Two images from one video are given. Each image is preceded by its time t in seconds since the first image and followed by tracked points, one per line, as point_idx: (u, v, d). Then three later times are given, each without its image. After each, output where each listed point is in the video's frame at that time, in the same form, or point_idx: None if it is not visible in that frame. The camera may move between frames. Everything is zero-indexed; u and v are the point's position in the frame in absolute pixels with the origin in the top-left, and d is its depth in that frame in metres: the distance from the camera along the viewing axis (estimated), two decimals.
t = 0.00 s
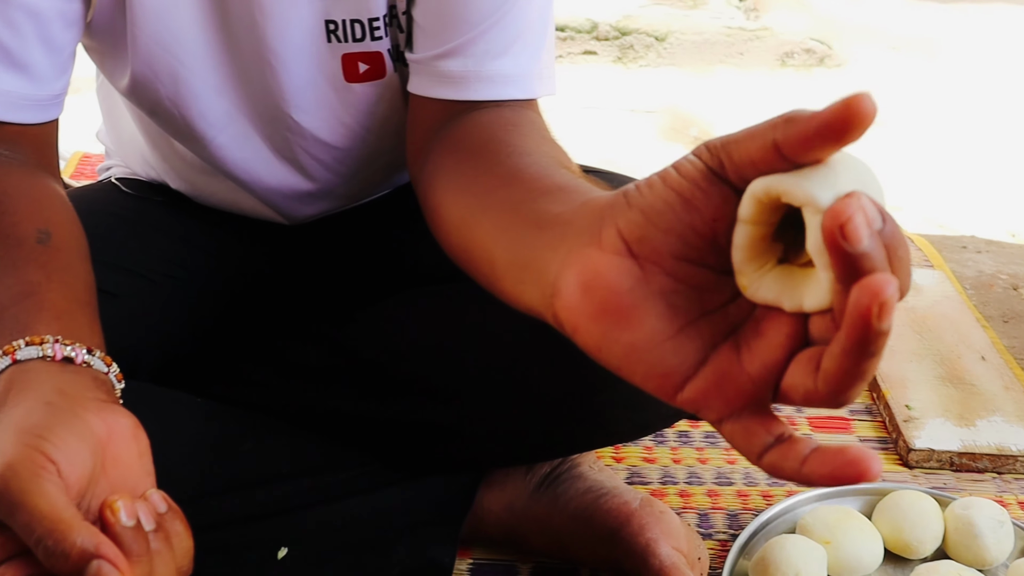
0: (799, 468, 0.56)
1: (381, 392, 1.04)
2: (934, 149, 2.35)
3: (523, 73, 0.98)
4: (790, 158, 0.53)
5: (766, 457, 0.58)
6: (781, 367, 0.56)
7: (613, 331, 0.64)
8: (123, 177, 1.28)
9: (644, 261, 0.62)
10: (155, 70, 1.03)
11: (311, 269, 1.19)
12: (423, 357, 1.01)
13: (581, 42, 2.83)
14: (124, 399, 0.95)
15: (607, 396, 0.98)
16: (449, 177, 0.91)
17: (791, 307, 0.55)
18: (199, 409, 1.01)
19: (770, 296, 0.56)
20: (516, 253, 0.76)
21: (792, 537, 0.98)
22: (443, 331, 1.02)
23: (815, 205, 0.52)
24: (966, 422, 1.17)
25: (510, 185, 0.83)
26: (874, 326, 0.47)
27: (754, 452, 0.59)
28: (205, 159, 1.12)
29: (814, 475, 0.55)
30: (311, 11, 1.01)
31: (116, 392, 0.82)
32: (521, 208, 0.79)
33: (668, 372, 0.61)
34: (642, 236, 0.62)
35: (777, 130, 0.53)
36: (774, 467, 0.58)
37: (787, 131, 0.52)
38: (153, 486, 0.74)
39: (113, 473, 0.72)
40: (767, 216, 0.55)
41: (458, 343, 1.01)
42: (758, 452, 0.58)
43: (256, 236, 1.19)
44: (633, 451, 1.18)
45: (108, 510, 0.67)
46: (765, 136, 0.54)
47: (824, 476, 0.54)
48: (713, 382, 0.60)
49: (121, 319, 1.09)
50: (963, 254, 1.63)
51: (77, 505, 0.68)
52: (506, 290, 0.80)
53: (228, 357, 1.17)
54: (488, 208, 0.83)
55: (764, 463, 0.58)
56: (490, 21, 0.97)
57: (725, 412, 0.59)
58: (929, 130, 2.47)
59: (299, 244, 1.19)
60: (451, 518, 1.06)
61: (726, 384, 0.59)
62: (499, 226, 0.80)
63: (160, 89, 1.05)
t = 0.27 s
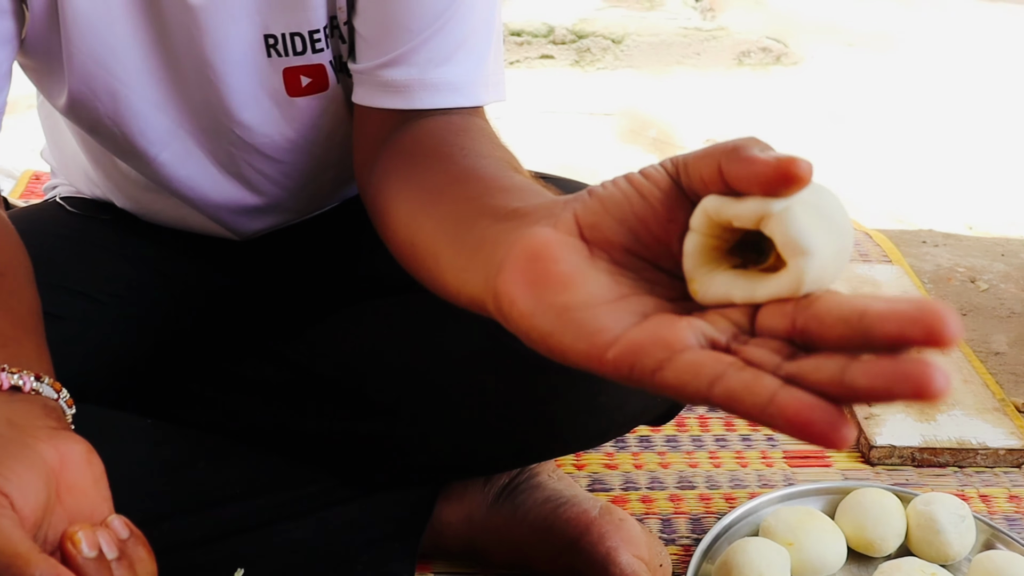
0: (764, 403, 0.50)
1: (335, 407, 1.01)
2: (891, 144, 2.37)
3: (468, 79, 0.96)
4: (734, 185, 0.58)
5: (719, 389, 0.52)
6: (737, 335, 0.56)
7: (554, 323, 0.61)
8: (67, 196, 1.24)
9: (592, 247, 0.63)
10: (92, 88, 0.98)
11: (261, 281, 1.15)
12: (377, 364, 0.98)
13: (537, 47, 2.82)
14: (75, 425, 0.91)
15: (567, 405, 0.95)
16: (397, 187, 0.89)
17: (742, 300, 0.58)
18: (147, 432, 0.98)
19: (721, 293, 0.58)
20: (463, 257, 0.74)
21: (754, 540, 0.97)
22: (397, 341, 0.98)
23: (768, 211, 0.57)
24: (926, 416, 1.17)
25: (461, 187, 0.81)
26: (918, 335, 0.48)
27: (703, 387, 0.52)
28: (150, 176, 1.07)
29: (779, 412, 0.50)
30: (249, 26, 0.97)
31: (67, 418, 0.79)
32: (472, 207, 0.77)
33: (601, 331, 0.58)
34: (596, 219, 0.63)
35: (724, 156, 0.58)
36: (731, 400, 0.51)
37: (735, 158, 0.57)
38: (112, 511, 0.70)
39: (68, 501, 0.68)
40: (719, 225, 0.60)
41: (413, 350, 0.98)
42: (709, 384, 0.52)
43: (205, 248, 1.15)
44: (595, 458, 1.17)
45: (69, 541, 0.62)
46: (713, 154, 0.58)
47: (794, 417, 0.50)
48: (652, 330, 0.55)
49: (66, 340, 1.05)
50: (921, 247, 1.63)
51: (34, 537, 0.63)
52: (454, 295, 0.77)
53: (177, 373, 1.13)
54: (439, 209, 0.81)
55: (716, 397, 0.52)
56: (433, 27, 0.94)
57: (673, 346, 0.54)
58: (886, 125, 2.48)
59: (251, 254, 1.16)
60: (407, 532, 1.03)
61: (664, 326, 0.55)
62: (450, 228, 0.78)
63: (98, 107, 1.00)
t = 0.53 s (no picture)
0: (820, 336, 0.43)
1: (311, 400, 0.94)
2: (873, 120, 2.34)
3: (439, 60, 0.89)
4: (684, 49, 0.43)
5: (770, 323, 0.44)
6: (756, 246, 0.44)
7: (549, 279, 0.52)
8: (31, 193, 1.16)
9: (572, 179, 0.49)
10: (46, 81, 0.90)
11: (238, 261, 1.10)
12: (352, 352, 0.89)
13: (513, 29, 2.76)
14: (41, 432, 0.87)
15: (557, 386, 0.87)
16: (368, 163, 0.80)
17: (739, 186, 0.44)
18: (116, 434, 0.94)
19: (715, 183, 0.45)
20: (448, 216, 0.64)
21: (747, 521, 0.94)
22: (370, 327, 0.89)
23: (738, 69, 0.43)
24: (919, 390, 1.14)
25: (433, 146, 0.73)
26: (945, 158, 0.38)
27: (751, 323, 0.44)
28: (112, 170, 1.00)
29: (839, 342, 0.43)
30: (211, 12, 0.90)
31: (34, 423, 0.75)
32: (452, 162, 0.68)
33: (626, 267, 0.47)
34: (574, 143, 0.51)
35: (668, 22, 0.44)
36: (784, 335, 0.44)
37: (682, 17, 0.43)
38: (86, 518, 0.67)
39: (39, 509, 0.64)
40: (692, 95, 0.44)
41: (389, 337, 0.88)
42: (757, 322, 0.44)
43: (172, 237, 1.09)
44: (582, 442, 1.13)
45: (43, 554, 0.58)
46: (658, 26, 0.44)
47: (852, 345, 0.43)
48: (684, 258, 0.44)
49: (29, 341, 1.01)
50: (907, 221, 1.61)
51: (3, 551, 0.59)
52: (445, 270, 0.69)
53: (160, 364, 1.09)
54: (413, 175, 0.72)
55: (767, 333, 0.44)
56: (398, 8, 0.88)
57: (710, 281, 0.44)
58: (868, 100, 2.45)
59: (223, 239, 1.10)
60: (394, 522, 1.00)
61: (701, 252, 0.44)
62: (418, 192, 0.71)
63: (53, 101, 0.92)
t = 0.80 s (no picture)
0: (854, 241, 0.44)
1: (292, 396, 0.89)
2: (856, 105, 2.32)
3: (421, 47, 0.86)
4: None
5: (806, 227, 0.44)
6: (795, 146, 0.48)
7: (569, 194, 0.51)
8: None
9: (598, 86, 0.52)
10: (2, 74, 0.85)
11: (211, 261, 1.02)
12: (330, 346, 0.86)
13: (490, 18, 2.71)
14: (6, 442, 0.83)
15: (545, 382, 0.82)
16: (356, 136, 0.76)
17: (769, 87, 0.51)
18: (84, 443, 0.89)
19: (743, 87, 0.52)
20: (451, 154, 0.63)
21: (740, 519, 0.92)
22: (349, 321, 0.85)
23: None
24: (910, 379, 1.12)
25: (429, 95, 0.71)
26: None
27: (788, 230, 0.44)
28: (79, 168, 0.93)
29: (873, 244, 0.43)
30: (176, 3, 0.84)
31: None
32: (450, 120, 0.64)
33: (660, 167, 0.47)
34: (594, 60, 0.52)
35: None
36: (818, 241, 0.44)
37: None
38: (56, 535, 0.61)
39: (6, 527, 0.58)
40: None
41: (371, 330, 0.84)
42: (793, 226, 0.44)
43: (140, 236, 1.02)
44: (568, 439, 1.10)
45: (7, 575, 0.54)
46: None
47: (885, 249, 0.43)
48: (721, 157, 0.45)
49: None
50: (893, 206, 1.59)
51: None
52: (452, 216, 0.67)
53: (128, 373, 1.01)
54: (408, 135, 0.69)
55: (802, 243, 0.44)
56: None
57: (745, 179, 0.45)
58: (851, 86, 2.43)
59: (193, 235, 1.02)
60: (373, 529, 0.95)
61: (738, 151, 0.45)
62: (416, 156, 0.68)
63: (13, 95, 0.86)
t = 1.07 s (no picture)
0: (836, 234, 0.35)
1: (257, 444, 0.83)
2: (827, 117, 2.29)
3: (385, 73, 0.76)
4: None
5: (786, 220, 0.35)
6: (774, 132, 0.42)
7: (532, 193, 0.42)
8: None
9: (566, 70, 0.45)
10: None
11: (163, 304, 0.89)
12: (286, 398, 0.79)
13: (455, 34, 2.62)
14: None
15: (515, 429, 0.76)
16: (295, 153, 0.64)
17: (747, 72, 0.46)
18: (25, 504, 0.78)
19: (718, 71, 0.46)
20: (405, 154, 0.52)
21: (720, 558, 0.88)
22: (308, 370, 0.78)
23: None
24: (889, 403, 1.09)
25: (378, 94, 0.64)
26: None
27: (765, 225, 0.36)
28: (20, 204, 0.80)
29: (858, 241, 0.35)
30: (124, 32, 0.74)
31: None
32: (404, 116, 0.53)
33: (628, 153, 0.38)
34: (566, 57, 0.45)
35: None
36: (800, 237, 0.36)
37: None
38: None
39: None
40: None
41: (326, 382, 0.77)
42: (772, 218, 0.36)
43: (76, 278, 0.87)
44: (540, 476, 1.05)
45: None
46: None
47: (874, 249, 0.35)
48: (698, 139, 0.37)
49: None
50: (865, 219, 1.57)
51: None
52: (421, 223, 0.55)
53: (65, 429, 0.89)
54: (357, 136, 0.58)
55: (782, 238, 0.36)
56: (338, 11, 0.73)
57: (723, 164, 0.36)
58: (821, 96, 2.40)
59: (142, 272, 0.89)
60: None
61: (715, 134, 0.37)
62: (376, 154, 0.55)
63: None
